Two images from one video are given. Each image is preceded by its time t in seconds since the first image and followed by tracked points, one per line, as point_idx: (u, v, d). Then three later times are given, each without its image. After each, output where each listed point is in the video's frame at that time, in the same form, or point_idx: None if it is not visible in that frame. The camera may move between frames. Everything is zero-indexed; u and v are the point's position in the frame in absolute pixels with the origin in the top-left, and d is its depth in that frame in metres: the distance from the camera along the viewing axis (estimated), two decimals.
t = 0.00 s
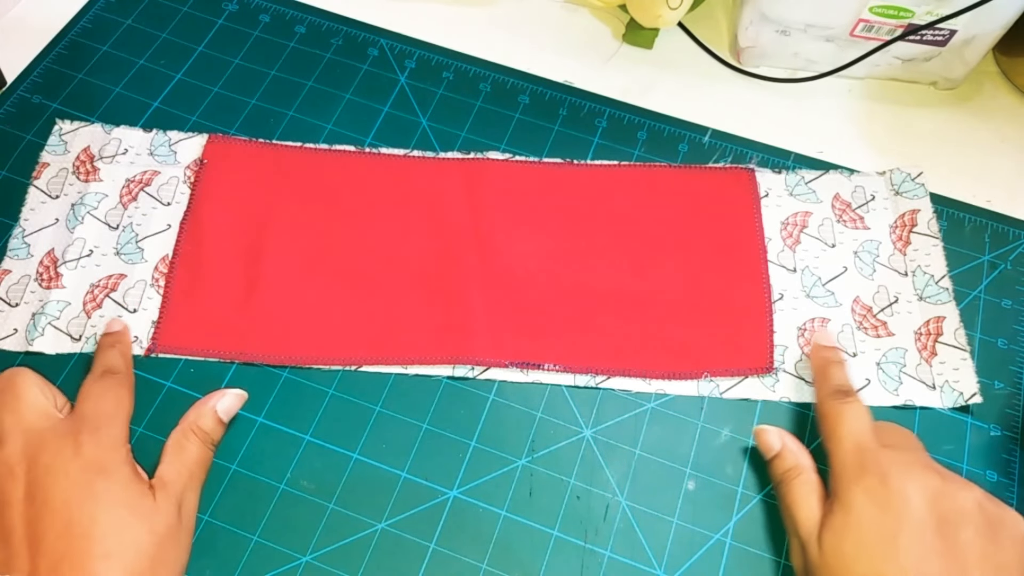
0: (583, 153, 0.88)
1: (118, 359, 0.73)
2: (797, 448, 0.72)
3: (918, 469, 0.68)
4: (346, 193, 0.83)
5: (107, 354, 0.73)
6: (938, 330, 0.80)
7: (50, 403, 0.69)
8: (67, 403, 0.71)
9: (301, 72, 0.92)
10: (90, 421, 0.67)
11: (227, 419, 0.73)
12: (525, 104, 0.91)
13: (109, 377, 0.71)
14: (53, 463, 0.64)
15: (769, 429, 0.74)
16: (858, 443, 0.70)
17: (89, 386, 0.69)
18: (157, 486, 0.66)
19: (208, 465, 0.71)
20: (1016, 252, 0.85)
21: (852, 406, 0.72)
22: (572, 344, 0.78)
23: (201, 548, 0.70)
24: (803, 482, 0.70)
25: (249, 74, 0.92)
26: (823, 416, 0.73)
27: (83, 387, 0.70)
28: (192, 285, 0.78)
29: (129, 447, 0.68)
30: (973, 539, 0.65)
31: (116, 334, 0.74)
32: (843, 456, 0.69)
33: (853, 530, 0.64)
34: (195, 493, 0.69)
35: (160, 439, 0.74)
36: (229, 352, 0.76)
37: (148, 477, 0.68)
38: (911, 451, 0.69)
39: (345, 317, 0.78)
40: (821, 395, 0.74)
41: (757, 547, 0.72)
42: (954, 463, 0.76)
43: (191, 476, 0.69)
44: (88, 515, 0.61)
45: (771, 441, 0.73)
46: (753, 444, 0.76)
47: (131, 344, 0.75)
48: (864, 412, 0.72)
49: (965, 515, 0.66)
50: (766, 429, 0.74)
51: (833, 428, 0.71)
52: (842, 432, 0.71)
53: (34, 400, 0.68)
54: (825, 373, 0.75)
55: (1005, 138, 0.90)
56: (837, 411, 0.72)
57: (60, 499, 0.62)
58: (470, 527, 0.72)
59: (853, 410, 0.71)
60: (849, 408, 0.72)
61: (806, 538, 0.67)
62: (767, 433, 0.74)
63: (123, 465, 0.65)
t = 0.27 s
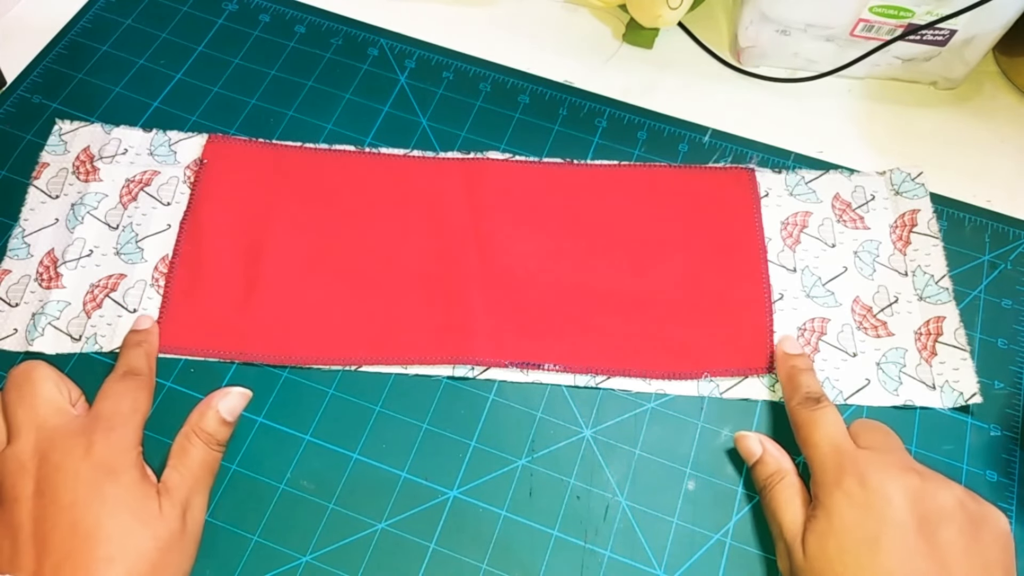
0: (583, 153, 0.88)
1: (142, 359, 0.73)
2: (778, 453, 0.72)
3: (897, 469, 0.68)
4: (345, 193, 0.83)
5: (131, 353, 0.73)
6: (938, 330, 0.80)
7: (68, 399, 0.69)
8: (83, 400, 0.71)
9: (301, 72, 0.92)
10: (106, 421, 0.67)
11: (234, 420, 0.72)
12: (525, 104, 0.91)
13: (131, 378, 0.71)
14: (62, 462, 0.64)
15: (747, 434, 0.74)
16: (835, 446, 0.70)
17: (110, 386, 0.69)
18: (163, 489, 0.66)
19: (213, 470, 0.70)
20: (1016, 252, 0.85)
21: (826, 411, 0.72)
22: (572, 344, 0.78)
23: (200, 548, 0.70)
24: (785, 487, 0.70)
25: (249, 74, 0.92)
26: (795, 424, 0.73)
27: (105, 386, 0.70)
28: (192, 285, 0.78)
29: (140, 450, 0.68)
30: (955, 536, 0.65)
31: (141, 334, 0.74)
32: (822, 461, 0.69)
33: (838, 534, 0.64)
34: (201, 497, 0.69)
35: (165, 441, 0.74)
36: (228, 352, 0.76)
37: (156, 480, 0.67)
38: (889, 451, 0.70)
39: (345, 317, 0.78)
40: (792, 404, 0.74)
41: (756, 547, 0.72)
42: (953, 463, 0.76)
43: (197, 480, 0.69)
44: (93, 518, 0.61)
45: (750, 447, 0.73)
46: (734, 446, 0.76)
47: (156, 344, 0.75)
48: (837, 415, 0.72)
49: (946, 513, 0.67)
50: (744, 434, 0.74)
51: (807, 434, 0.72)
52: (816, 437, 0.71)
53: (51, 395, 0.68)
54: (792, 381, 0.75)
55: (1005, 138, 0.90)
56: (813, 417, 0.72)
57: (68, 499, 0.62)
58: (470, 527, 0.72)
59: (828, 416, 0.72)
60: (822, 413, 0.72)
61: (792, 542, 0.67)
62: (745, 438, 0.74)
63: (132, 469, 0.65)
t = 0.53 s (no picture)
0: (583, 153, 0.88)
1: (142, 360, 0.72)
2: (777, 453, 0.72)
3: (896, 469, 0.68)
4: (346, 193, 0.83)
5: (131, 354, 0.72)
6: (938, 330, 0.80)
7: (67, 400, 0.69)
8: (83, 401, 0.71)
9: (301, 72, 0.92)
10: (104, 421, 0.67)
11: (231, 419, 0.71)
12: (525, 104, 0.91)
13: (131, 379, 0.71)
14: (61, 461, 0.64)
15: (747, 435, 0.74)
16: (835, 447, 0.70)
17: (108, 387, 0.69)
18: (161, 488, 0.66)
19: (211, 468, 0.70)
20: (1016, 252, 0.85)
21: (827, 413, 0.72)
22: (572, 344, 0.78)
23: (200, 548, 0.70)
24: (784, 486, 0.70)
25: (249, 74, 0.92)
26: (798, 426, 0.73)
27: (105, 388, 0.70)
28: (192, 285, 0.78)
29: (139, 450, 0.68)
30: (954, 536, 0.65)
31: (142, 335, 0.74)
32: (822, 461, 0.70)
33: (836, 534, 0.64)
34: (200, 496, 0.69)
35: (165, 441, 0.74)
36: (228, 352, 0.76)
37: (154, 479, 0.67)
38: (888, 451, 0.70)
39: (345, 317, 0.78)
40: (794, 407, 0.74)
41: (756, 547, 0.72)
42: (953, 463, 0.76)
43: (195, 479, 0.69)
44: (93, 518, 0.61)
45: (750, 447, 0.73)
46: (732, 446, 0.76)
47: (156, 346, 0.75)
48: (837, 417, 0.72)
49: (946, 513, 0.66)
50: (744, 434, 0.74)
51: (809, 434, 0.72)
52: (817, 438, 0.71)
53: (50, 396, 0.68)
54: (796, 386, 0.75)
55: (1005, 138, 0.89)
56: (815, 419, 0.72)
57: (68, 498, 0.62)
58: (470, 527, 0.72)
59: (830, 418, 0.72)
60: (825, 415, 0.72)
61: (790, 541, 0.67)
62: (746, 438, 0.74)
63: (131, 468, 0.65)
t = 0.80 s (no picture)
0: (583, 153, 0.88)
1: (121, 362, 0.72)
2: (777, 452, 0.72)
3: (897, 468, 0.68)
4: (345, 193, 0.83)
5: (110, 357, 0.72)
6: (938, 330, 0.80)
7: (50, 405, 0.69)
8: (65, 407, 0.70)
9: (301, 72, 0.92)
10: (88, 422, 0.66)
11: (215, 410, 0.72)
12: (525, 104, 0.91)
13: (112, 380, 0.70)
14: (47, 462, 0.63)
15: (748, 433, 0.74)
16: (837, 446, 0.70)
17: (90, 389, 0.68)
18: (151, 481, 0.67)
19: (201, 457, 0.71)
20: (1016, 252, 0.85)
21: (828, 412, 0.72)
22: (572, 345, 0.78)
23: (200, 548, 0.70)
24: (785, 485, 0.70)
25: (249, 74, 0.92)
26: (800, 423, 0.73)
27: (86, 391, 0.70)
28: (192, 285, 0.78)
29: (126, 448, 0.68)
30: (955, 535, 0.65)
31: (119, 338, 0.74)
32: (824, 459, 0.70)
33: (837, 531, 0.64)
34: (191, 488, 0.69)
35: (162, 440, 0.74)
36: (228, 352, 0.76)
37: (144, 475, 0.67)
38: (890, 451, 0.70)
39: (345, 317, 0.78)
40: (796, 406, 0.74)
41: (756, 547, 0.72)
42: (953, 463, 0.76)
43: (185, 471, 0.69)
44: (85, 516, 0.61)
45: (750, 446, 0.73)
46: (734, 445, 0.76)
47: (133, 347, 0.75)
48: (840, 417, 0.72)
49: (946, 513, 0.66)
50: (745, 433, 0.74)
51: (810, 433, 0.72)
52: (819, 437, 0.71)
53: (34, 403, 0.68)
54: (798, 385, 0.75)
55: (1005, 138, 0.89)
56: (817, 418, 0.72)
57: (56, 498, 0.62)
58: (470, 526, 0.72)
59: (831, 417, 0.72)
60: (827, 414, 0.72)
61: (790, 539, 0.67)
62: (747, 437, 0.74)
63: (127, 469, 0.65)
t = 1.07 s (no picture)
0: (583, 153, 0.88)
1: (85, 358, 0.73)
2: (808, 447, 0.73)
3: (931, 470, 0.69)
4: (345, 193, 0.83)
5: (75, 355, 0.73)
6: (938, 329, 0.80)
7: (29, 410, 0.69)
8: (42, 408, 0.71)
9: (301, 72, 0.92)
10: (69, 420, 0.68)
11: (205, 402, 0.73)
12: (525, 104, 0.91)
13: (81, 377, 0.71)
14: (36, 462, 0.65)
15: (781, 429, 0.74)
16: (879, 445, 0.71)
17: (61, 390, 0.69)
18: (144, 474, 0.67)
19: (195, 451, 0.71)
20: (1016, 252, 0.85)
21: (874, 414, 0.74)
22: (572, 345, 0.78)
23: (200, 547, 0.70)
24: (811, 480, 0.70)
25: (249, 74, 0.92)
26: (849, 424, 0.74)
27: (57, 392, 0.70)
28: (192, 285, 0.78)
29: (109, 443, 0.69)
30: (982, 539, 0.65)
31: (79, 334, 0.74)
32: (862, 456, 0.71)
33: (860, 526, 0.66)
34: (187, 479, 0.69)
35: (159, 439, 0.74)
36: (228, 352, 0.76)
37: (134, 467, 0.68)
38: (927, 455, 0.71)
39: (345, 317, 0.78)
40: (851, 405, 0.75)
41: (756, 548, 0.72)
42: (954, 463, 0.76)
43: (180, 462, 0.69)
44: (74, 506, 0.62)
45: (780, 441, 0.74)
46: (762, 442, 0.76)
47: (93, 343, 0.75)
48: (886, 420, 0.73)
49: (975, 517, 0.66)
50: (777, 429, 0.74)
51: (856, 431, 0.73)
52: (862, 436, 0.73)
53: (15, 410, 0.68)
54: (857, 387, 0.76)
55: (1005, 138, 0.89)
56: (864, 418, 0.73)
57: (44, 495, 0.63)
58: (470, 526, 0.72)
59: (881, 420, 0.73)
60: (880, 418, 0.73)
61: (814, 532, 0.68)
62: (777, 433, 0.74)
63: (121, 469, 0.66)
